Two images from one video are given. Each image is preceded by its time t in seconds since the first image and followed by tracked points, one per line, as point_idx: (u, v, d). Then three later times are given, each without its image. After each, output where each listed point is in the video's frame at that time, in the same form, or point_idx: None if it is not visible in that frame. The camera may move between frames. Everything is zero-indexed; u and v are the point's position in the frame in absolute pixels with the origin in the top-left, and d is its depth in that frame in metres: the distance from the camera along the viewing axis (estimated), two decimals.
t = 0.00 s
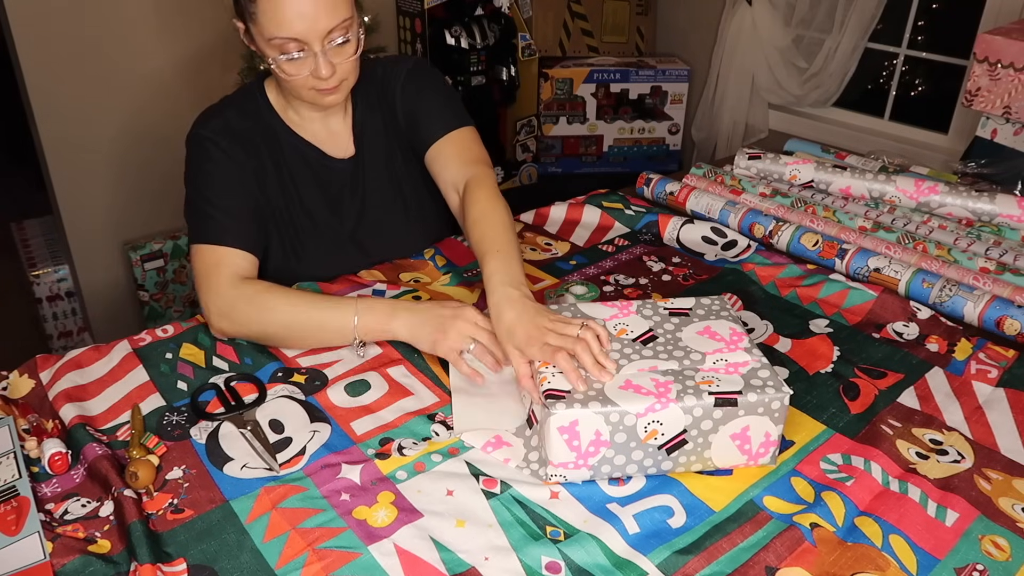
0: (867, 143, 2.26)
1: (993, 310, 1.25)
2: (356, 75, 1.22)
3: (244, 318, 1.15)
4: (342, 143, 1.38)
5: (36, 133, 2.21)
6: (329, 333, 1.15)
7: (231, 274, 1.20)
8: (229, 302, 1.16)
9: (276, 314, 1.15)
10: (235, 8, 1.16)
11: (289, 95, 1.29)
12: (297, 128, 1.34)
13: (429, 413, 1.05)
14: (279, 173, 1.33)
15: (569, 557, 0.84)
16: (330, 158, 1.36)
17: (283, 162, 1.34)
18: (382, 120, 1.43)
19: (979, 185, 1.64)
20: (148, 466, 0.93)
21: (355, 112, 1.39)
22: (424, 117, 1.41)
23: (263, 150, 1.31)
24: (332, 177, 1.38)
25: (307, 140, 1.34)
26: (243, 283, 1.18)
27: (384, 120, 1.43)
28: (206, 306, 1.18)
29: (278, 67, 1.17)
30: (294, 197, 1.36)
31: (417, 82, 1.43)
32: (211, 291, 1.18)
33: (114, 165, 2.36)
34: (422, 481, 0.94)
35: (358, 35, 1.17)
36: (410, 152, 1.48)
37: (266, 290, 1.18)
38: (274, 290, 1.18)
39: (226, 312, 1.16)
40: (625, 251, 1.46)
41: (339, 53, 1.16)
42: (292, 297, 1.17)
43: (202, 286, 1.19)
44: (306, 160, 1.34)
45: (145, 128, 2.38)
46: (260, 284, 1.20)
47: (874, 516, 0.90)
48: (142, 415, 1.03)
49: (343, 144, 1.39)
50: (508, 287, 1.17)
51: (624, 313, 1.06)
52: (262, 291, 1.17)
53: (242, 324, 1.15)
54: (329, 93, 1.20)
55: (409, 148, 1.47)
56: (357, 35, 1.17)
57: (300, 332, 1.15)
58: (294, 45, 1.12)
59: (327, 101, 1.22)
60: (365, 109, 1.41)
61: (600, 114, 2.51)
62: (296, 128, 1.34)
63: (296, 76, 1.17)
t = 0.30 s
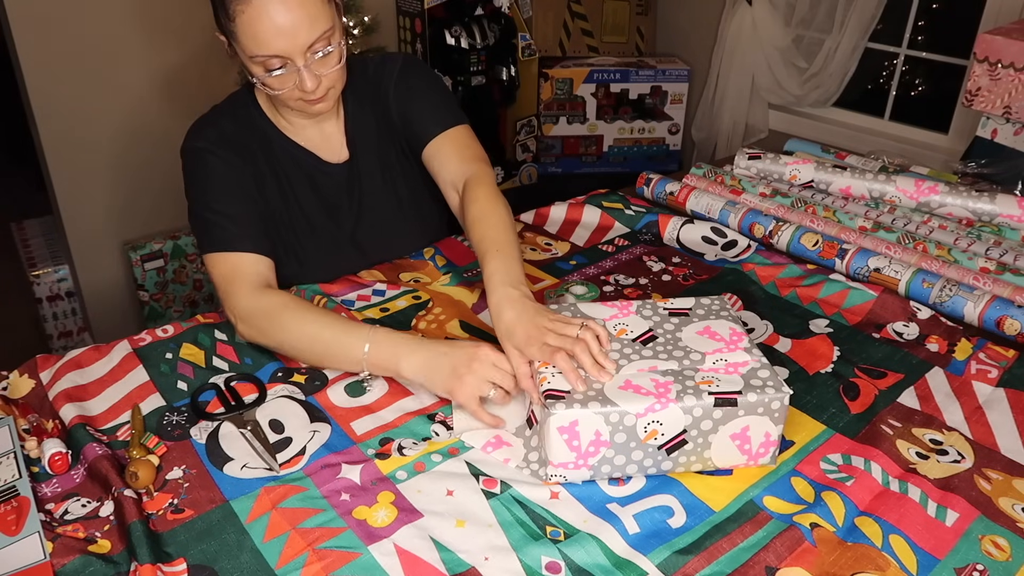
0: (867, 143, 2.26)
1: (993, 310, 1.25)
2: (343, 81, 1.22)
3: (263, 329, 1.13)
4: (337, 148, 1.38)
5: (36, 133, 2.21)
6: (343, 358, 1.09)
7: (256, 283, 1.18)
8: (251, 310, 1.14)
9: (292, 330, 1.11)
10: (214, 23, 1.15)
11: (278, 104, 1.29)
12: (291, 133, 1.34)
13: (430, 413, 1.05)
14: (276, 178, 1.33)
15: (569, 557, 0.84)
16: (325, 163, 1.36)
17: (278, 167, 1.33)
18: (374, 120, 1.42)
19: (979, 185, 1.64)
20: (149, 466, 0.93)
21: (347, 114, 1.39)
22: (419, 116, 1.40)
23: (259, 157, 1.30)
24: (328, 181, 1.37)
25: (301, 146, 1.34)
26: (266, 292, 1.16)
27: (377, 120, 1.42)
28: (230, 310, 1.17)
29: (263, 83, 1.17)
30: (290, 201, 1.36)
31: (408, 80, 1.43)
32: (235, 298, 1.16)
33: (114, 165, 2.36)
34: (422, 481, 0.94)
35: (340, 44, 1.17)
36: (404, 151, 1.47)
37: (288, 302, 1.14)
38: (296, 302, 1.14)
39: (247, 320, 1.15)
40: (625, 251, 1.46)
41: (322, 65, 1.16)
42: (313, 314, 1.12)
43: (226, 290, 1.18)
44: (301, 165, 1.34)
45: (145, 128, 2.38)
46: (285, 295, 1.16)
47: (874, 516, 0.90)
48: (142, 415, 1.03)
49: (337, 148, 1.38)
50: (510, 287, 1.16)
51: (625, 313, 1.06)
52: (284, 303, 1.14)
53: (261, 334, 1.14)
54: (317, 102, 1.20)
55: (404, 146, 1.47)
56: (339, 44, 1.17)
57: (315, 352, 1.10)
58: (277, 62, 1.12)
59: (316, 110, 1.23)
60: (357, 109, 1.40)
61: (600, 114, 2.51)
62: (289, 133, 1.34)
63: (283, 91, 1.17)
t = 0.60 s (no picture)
0: (867, 143, 2.26)
1: (993, 310, 1.25)
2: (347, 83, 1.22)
3: (269, 328, 1.13)
4: (339, 150, 1.38)
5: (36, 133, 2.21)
6: (346, 361, 1.08)
7: (262, 283, 1.18)
8: (256, 310, 1.14)
9: (296, 332, 1.11)
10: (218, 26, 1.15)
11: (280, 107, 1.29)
12: (294, 134, 1.34)
13: (430, 413, 1.05)
14: (280, 180, 1.33)
15: (569, 557, 0.84)
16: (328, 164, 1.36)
17: (282, 169, 1.33)
18: (376, 121, 1.42)
19: (979, 185, 1.64)
20: (149, 466, 0.93)
21: (349, 115, 1.39)
22: (421, 117, 1.41)
23: (262, 158, 1.30)
24: (330, 182, 1.37)
25: (304, 147, 1.34)
26: (272, 292, 1.16)
27: (378, 121, 1.43)
28: (235, 310, 1.17)
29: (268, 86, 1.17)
30: (293, 203, 1.35)
31: (410, 81, 1.43)
32: (240, 296, 1.16)
33: (114, 165, 2.36)
34: (422, 481, 0.94)
35: (344, 46, 1.17)
36: (405, 152, 1.48)
37: (294, 302, 1.14)
38: (301, 303, 1.14)
39: (252, 319, 1.15)
40: (625, 251, 1.46)
41: (326, 67, 1.16)
42: (318, 316, 1.12)
43: (230, 289, 1.18)
44: (304, 167, 1.34)
45: (144, 128, 2.38)
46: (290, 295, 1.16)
47: (874, 516, 0.90)
48: (142, 415, 1.03)
49: (340, 149, 1.38)
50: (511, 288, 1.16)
51: (626, 314, 1.06)
52: (289, 304, 1.14)
53: (267, 333, 1.14)
54: (321, 105, 1.21)
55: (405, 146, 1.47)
56: (342, 47, 1.17)
57: (319, 355, 1.10)
58: (281, 66, 1.12)
59: (320, 112, 1.23)
60: (359, 110, 1.40)
61: (600, 114, 2.51)
62: (291, 134, 1.34)
63: (287, 94, 1.17)
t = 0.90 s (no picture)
0: (867, 143, 2.26)
1: (993, 310, 1.25)
2: (349, 82, 1.22)
3: (281, 326, 1.13)
4: (340, 150, 1.38)
5: (36, 133, 2.21)
6: (358, 362, 1.09)
7: (274, 280, 1.18)
8: (269, 307, 1.15)
9: (310, 330, 1.12)
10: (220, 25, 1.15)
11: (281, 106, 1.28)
12: (295, 134, 1.33)
13: (430, 413, 1.05)
14: (282, 182, 1.32)
15: (569, 557, 0.84)
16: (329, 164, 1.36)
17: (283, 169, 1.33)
18: (377, 122, 1.42)
19: (979, 185, 1.64)
20: (149, 466, 0.93)
21: (350, 116, 1.39)
22: (423, 118, 1.41)
23: (263, 158, 1.30)
24: (331, 182, 1.37)
25: (305, 147, 1.34)
26: (286, 290, 1.16)
27: (380, 121, 1.43)
28: (246, 306, 1.17)
29: (270, 85, 1.16)
30: (294, 202, 1.35)
31: (412, 83, 1.43)
32: (252, 292, 1.16)
33: (114, 165, 2.35)
34: (423, 481, 0.94)
35: (346, 46, 1.17)
36: (406, 152, 1.48)
37: (309, 302, 1.15)
38: (316, 303, 1.15)
39: (263, 316, 1.15)
40: (625, 251, 1.46)
41: (329, 66, 1.15)
42: (331, 317, 1.13)
43: (240, 286, 1.18)
44: (305, 167, 1.34)
45: (143, 128, 2.37)
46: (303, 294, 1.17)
47: (874, 516, 0.90)
48: (142, 415, 1.03)
49: (341, 149, 1.38)
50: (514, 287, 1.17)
51: (631, 316, 1.06)
52: (304, 303, 1.14)
53: (278, 331, 1.14)
54: (323, 104, 1.20)
55: (405, 147, 1.47)
56: (345, 46, 1.17)
57: (332, 354, 1.10)
58: (284, 64, 1.12)
59: (322, 111, 1.23)
60: (360, 112, 1.40)
61: (600, 114, 2.52)
62: (292, 134, 1.33)
63: (288, 93, 1.17)
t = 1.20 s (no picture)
0: (867, 143, 2.26)
1: (993, 310, 1.25)
2: (344, 82, 1.22)
3: (287, 322, 1.14)
4: (340, 149, 1.37)
5: (36, 133, 2.20)
6: (366, 358, 1.09)
7: (281, 276, 1.19)
8: (276, 303, 1.15)
9: (318, 326, 1.12)
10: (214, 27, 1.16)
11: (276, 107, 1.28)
12: (293, 134, 1.33)
13: (430, 413, 1.05)
14: (281, 181, 1.32)
15: (569, 557, 0.84)
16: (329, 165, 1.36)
17: (282, 169, 1.32)
18: (377, 121, 1.42)
19: (979, 185, 1.64)
20: (149, 466, 0.93)
21: (349, 116, 1.38)
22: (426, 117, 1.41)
23: (262, 158, 1.30)
24: (331, 182, 1.37)
25: (304, 147, 1.34)
26: (293, 286, 1.17)
27: (380, 121, 1.43)
28: (253, 302, 1.18)
29: (265, 85, 1.16)
30: (293, 202, 1.35)
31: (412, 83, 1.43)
32: (259, 289, 1.17)
33: (114, 165, 2.35)
34: (423, 481, 0.94)
35: (340, 45, 1.17)
36: (405, 151, 1.47)
37: (317, 298, 1.15)
38: (323, 299, 1.16)
39: (271, 312, 1.16)
40: (625, 251, 1.46)
41: (324, 64, 1.15)
42: (338, 313, 1.13)
43: (247, 282, 1.19)
44: (305, 166, 1.34)
45: (143, 128, 2.37)
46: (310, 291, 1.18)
47: (874, 516, 0.90)
48: (142, 415, 1.03)
49: (339, 149, 1.38)
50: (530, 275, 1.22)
51: (636, 315, 1.05)
52: (312, 299, 1.15)
53: (286, 327, 1.15)
54: (319, 103, 1.20)
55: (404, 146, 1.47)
56: (339, 45, 1.17)
57: (340, 350, 1.10)
58: (279, 63, 1.12)
59: (317, 112, 1.22)
60: (359, 111, 1.39)
61: (600, 114, 2.52)
62: (290, 133, 1.33)
63: (284, 92, 1.16)
